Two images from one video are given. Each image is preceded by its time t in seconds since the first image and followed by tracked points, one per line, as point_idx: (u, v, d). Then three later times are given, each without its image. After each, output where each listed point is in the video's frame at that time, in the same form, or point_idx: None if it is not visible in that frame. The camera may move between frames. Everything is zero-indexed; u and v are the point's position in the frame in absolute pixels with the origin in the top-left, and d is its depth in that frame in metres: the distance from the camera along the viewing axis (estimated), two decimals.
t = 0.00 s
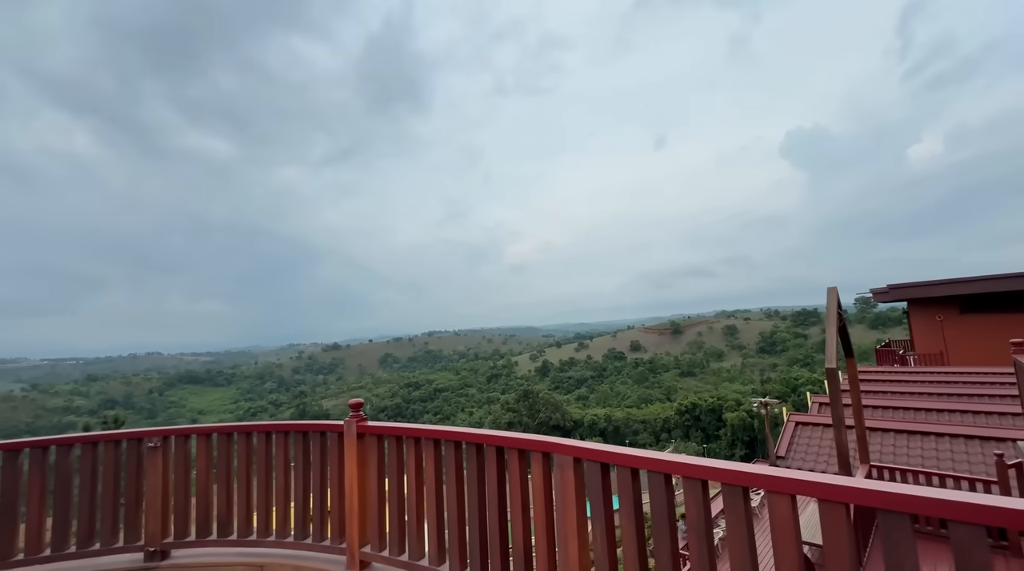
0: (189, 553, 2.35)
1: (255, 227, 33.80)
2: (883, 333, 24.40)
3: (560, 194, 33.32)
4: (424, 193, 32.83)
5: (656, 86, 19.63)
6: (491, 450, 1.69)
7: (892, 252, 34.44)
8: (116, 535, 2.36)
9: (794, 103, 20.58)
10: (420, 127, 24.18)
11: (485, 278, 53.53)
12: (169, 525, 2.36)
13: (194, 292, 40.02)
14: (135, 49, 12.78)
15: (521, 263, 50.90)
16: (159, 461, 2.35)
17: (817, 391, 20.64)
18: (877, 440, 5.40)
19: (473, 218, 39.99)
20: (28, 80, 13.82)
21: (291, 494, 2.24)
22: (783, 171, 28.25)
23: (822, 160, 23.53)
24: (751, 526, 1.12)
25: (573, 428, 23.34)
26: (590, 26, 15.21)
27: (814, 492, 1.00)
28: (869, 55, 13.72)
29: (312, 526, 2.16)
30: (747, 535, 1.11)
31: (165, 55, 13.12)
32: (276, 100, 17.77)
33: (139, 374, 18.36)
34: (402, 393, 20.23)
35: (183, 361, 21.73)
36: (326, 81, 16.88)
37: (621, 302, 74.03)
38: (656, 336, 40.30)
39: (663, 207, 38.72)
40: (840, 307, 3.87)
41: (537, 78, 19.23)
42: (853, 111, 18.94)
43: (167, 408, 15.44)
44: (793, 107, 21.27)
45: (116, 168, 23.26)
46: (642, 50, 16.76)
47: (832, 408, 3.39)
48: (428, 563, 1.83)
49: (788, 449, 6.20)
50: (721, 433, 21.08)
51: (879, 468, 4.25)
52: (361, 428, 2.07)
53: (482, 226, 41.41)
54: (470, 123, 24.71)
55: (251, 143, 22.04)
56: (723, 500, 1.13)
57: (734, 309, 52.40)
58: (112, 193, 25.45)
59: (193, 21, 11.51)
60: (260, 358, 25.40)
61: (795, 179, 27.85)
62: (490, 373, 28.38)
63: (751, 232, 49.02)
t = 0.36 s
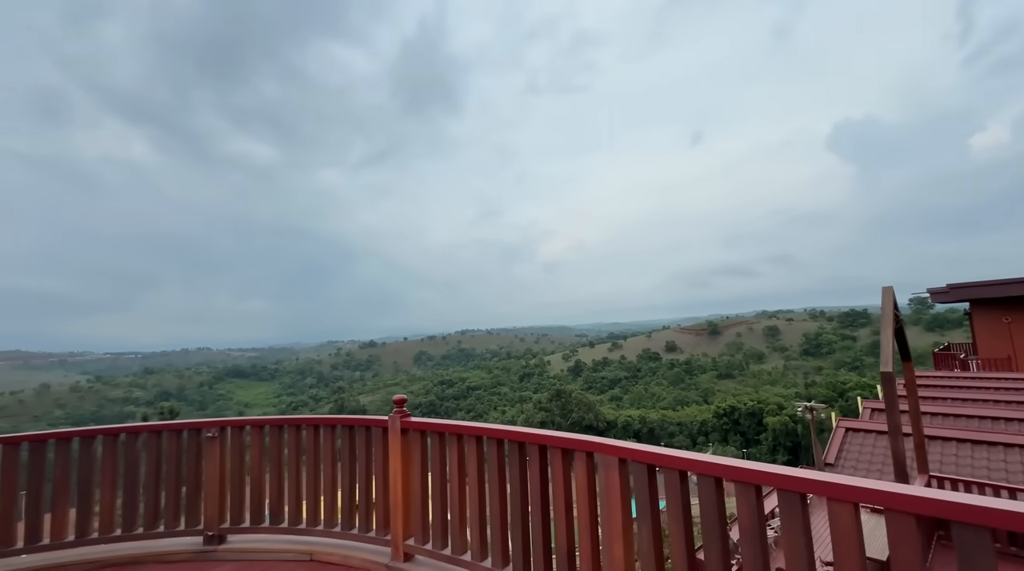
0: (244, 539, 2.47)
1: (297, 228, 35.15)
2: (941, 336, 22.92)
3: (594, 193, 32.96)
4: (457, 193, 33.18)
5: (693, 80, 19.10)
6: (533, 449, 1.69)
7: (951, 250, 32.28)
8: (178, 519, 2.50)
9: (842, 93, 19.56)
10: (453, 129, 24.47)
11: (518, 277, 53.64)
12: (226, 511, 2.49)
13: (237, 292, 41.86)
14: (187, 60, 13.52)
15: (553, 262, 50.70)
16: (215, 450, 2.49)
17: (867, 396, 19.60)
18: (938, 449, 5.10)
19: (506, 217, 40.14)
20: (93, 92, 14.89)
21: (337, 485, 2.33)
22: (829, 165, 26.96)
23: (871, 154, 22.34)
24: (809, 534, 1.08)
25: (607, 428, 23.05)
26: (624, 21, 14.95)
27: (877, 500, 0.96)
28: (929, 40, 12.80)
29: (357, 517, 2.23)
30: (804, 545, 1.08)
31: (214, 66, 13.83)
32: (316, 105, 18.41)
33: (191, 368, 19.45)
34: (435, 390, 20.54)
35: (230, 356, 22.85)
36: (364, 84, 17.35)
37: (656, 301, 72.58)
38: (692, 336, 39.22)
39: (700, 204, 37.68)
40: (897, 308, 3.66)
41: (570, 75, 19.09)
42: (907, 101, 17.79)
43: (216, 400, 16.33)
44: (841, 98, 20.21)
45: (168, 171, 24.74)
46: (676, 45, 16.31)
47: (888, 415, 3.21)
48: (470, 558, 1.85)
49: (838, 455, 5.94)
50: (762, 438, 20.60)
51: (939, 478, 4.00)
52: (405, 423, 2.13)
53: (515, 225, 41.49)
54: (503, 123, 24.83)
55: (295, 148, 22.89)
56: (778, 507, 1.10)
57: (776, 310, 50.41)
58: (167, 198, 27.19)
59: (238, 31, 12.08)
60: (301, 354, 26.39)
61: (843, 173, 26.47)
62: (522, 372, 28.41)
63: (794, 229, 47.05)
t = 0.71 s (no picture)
0: (296, 527, 2.57)
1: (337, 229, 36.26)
2: (1010, 340, 21.25)
3: (629, 192, 32.41)
4: (490, 192, 33.35)
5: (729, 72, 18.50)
6: (579, 449, 1.69)
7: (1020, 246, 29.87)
8: (235, 506, 2.64)
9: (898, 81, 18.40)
10: (487, 130, 24.59)
11: (551, 276, 53.62)
12: (279, 501, 2.60)
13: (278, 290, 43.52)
14: (234, 69, 14.16)
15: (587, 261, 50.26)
16: (269, 442, 2.61)
17: (924, 402, 18.41)
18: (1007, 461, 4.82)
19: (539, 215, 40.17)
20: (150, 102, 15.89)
21: (384, 478, 2.39)
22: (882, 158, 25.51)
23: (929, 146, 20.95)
24: (880, 544, 1.03)
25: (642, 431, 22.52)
26: (661, 15, 14.60)
27: (954, 511, 0.90)
28: (998, 22, 11.77)
29: (403, 511, 2.28)
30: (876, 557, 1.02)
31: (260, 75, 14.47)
32: (355, 109, 18.96)
33: (238, 363, 20.38)
34: (469, 389, 20.68)
35: (274, 352, 23.82)
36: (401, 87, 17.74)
37: (694, 302, 70.66)
38: (733, 338, 37.90)
39: (741, 201, 36.42)
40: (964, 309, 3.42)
41: (604, 71, 18.88)
42: (972, 87, 16.52)
43: (261, 394, 17.08)
44: (896, 86, 18.98)
45: (218, 176, 26.10)
46: (716, 38, 15.75)
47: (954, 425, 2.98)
48: (516, 556, 1.86)
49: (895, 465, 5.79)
50: (807, 444, 19.82)
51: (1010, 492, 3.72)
52: (449, 420, 2.15)
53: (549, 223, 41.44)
54: (536, 123, 24.78)
55: (335, 152, 23.65)
56: (846, 516, 1.05)
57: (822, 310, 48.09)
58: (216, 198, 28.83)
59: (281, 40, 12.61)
60: (340, 351, 27.21)
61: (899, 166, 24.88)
62: (556, 372, 28.24)
63: (843, 227, 44.76)
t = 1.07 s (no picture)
0: (348, 518, 2.66)
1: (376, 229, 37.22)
2: None
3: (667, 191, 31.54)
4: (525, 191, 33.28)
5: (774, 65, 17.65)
6: (629, 450, 1.66)
7: None
8: (291, 496, 2.76)
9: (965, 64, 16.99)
10: (522, 129, 24.52)
11: (587, 275, 53.09)
12: (332, 492, 2.70)
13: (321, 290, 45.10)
14: (280, 76, 14.77)
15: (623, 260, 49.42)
16: (320, 435, 2.72)
17: (994, 409, 17.03)
18: None
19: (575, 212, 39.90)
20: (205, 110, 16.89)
21: (430, 474, 2.45)
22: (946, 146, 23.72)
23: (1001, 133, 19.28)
24: (967, 557, 0.96)
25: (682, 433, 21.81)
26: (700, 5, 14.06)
27: None
28: None
29: (450, 507, 2.32)
30: None
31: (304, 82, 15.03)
32: (393, 112, 19.39)
33: (284, 359, 21.27)
34: (504, 387, 20.62)
35: (317, 349, 24.68)
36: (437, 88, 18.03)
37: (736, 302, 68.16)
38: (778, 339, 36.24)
39: (787, 196, 34.83)
40: None
41: (641, 66, 18.43)
42: None
43: (306, 389, 17.72)
44: (962, 68, 17.54)
45: (265, 180, 27.33)
46: (759, 28, 15.04)
47: None
48: (565, 557, 1.86)
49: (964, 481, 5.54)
50: (860, 452, 18.70)
51: None
52: (495, 418, 2.17)
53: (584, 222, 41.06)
54: (571, 121, 24.50)
55: (374, 153, 24.31)
56: (925, 530, 1.00)
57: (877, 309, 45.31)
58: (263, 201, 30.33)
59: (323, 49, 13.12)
60: (379, 349, 27.90)
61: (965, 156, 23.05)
62: (591, 372, 27.81)
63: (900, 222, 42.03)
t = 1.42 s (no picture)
0: (400, 512, 2.73)
1: (416, 229, 38.01)
2: None
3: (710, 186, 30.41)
4: (563, 189, 33.09)
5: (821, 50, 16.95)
6: (690, 452, 1.63)
7: None
8: (346, 489, 2.86)
9: None
10: (559, 127, 24.36)
11: (625, 273, 52.14)
12: (384, 486, 2.77)
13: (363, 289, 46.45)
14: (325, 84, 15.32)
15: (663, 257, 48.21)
16: (373, 431, 2.80)
17: None
18: None
19: (612, 209, 39.31)
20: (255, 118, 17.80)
21: (481, 469, 2.48)
22: None
23: None
24: None
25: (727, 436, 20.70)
26: None
27: None
28: None
29: (502, 505, 2.34)
30: None
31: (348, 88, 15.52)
32: (431, 114, 19.72)
33: (330, 355, 22.10)
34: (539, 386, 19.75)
35: (360, 346, 25.48)
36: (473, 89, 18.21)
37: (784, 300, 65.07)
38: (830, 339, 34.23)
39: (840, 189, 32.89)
40: None
41: (680, 58, 17.84)
42: None
43: (350, 385, 18.28)
44: None
45: (311, 184, 28.51)
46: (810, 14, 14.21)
47: None
48: (620, 559, 1.83)
49: None
50: (925, 460, 17.35)
51: None
52: (548, 417, 2.16)
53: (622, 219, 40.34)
54: (608, 118, 24.07)
55: (413, 154, 24.90)
56: None
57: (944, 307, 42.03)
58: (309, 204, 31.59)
59: (364, 55, 13.52)
60: (418, 346, 28.46)
61: None
62: (630, 371, 26.93)
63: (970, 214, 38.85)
